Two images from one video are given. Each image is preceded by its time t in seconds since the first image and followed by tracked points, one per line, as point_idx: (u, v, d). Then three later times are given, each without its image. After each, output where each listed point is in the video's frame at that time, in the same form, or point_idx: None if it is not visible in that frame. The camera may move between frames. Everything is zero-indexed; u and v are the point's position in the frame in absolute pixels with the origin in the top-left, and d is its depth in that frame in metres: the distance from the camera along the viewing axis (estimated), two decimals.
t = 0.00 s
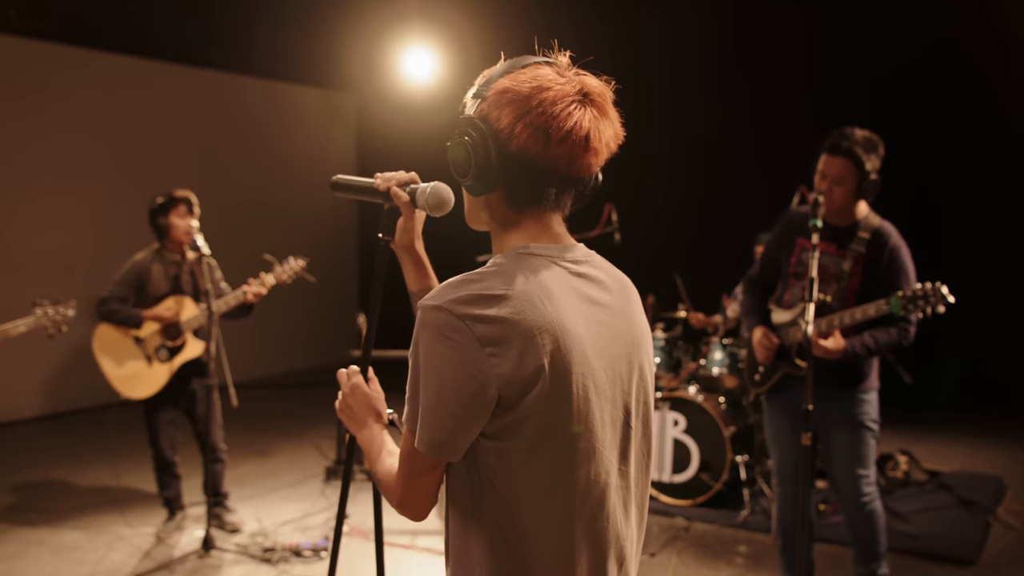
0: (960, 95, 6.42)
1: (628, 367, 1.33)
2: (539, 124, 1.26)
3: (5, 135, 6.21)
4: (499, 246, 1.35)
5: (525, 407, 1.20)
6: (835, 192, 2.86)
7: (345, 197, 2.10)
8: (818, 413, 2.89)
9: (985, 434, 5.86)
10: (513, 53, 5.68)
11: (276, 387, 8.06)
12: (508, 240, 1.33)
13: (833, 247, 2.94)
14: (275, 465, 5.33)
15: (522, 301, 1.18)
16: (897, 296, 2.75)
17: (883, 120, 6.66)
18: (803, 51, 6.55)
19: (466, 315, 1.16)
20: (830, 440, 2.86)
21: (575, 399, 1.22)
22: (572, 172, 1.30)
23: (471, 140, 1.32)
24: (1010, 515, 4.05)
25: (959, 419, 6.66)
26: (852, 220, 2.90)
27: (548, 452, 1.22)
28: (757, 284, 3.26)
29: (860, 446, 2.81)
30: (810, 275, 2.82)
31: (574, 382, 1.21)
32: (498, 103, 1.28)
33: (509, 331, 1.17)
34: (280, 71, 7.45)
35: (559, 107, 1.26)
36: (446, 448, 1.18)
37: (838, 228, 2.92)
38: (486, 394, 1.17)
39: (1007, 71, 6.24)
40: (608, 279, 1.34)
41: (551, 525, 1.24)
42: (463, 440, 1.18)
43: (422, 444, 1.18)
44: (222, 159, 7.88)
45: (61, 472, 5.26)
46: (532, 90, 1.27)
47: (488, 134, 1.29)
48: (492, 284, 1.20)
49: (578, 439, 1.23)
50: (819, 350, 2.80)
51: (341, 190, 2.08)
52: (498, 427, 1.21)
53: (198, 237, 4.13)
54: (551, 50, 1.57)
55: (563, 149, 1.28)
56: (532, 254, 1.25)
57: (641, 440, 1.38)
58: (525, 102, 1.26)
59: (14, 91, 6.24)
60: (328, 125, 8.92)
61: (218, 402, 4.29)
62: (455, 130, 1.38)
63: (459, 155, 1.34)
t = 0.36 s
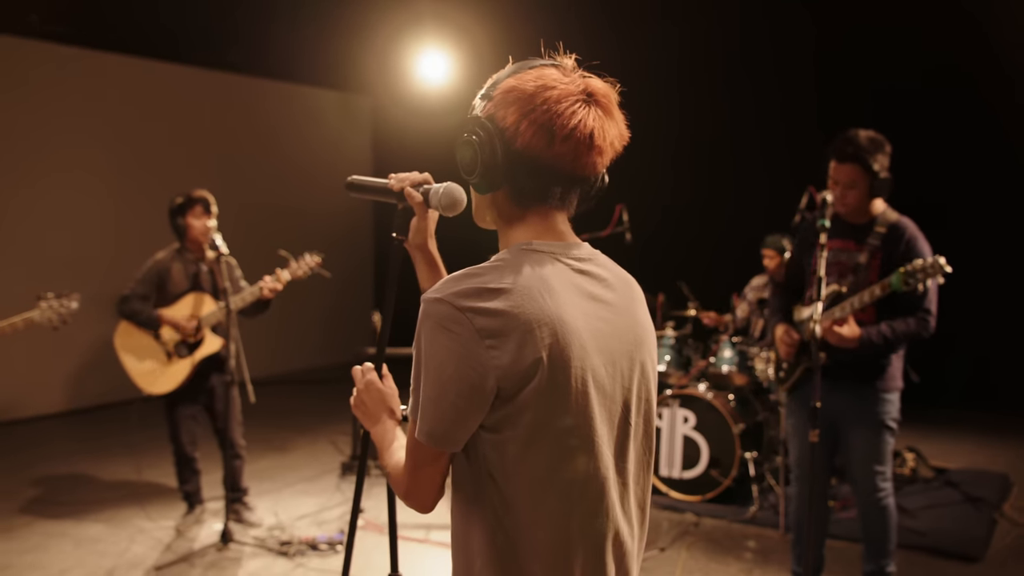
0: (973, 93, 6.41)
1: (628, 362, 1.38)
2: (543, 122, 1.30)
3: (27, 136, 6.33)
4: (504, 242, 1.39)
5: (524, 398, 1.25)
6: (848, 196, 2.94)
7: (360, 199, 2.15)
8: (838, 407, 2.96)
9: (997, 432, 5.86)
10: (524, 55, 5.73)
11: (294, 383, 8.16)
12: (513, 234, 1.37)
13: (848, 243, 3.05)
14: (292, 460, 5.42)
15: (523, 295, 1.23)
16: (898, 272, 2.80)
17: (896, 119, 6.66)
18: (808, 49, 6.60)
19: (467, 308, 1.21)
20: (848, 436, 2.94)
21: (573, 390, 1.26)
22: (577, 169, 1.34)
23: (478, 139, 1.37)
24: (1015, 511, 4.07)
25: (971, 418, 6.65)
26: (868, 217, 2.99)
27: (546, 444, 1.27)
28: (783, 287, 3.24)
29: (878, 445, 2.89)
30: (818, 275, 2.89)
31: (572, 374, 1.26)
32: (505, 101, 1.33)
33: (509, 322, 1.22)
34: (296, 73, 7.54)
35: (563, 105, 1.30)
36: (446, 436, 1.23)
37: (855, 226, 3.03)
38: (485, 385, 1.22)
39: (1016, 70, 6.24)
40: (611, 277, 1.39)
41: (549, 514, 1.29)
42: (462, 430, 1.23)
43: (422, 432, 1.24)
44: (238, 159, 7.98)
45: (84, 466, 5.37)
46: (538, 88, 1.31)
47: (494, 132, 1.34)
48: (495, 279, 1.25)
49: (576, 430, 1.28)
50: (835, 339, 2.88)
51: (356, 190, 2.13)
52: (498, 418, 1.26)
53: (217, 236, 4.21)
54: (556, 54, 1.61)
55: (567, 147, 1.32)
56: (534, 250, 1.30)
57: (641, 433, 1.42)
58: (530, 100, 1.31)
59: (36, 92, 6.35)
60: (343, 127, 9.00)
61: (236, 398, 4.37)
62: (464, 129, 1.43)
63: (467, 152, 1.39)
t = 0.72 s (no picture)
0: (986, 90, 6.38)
1: (630, 359, 1.42)
2: (556, 110, 1.33)
3: (42, 136, 6.40)
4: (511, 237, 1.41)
5: (526, 394, 1.29)
6: (863, 198, 2.99)
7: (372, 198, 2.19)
8: (863, 403, 3.02)
9: (1007, 429, 5.85)
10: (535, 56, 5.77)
11: (308, 381, 8.24)
12: (522, 227, 1.40)
13: (870, 242, 3.11)
14: (306, 456, 5.49)
15: (525, 294, 1.27)
16: (914, 270, 2.89)
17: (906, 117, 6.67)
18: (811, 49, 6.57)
19: (471, 306, 1.26)
20: (870, 431, 3.00)
21: (574, 387, 1.30)
22: (586, 159, 1.36)
23: (491, 128, 1.39)
24: (1020, 507, 4.08)
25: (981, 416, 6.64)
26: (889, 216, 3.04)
27: (547, 440, 1.31)
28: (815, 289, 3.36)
29: (897, 441, 2.95)
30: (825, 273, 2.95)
31: (572, 371, 1.30)
32: (519, 90, 1.36)
33: (511, 320, 1.26)
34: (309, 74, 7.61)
35: (576, 96, 1.32)
36: (449, 431, 1.28)
37: (877, 226, 3.08)
38: (488, 381, 1.26)
39: None
40: (614, 275, 1.42)
41: (550, 507, 1.33)
42: (465, 426, 1.28)
43: (426, 427, 1.29)
44: (253, 159, 8.06)
45: (103, 461, 5.45)
46: (552, 78, 1.34)
47: (507, 121, 1.37)
48: (499, 276, 1.29)
49: (577, 426, 1.32)
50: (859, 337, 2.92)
51: (369, 190, 2.17)
52: (501, 413, 1.31)
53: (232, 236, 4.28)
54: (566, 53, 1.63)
55: (579, 136, 1.34)
56: (538, 249, 1.34)
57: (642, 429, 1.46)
58: (544, 89, 1.33)
59: (54, 93, 6.43)
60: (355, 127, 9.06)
61: (251, 395, 4.43)
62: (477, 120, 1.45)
63: (479, 142, 1.41)
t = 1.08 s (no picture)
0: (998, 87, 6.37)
1: (639, 353, 1.47)
2: (561, 116, 1.36)
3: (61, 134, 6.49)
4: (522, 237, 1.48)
5: (538, 388, 1.34)
6: (875, 199, 3.03)
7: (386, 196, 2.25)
8: (879, 395, 3.07)
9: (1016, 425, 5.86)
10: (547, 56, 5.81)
11: (322, 375, 8.33)
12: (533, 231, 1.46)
13: (887, 242, 3.16)
14: (320, 449, 5.57)
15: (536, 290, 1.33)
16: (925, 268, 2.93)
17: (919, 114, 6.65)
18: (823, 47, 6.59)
19: (484, 301, 1.31)
20: (887, 423, 3.04)
21: (585, 379, 1.36)
22: (594, 160, 1.40)
23: (500, 134, 1.45)
24: None
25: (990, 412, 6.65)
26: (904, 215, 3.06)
27: (558, 433, 1.36)
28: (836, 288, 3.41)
29: (912, 435, 2.98)
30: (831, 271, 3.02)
31: (583, 364, 1.35)
32: (527, 97, 1.40)
33: (523, 315, 1.31)
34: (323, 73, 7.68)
35: (581, 101, 1.36)
36: (462, 424, 1.32)
37: (894, 224, 3.11)
38: (499, 376, 1.32)
39: None
40: (624, 272, 1.48)
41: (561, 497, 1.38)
42: (478, 420, 1.33)
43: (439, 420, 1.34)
44: (268, 156, 8.14)
45: (123, 454, 5.55)
46: (557, 83, 1.38)
47: (515, 127, 1.42)
48: (511, 272, 1.34)
49: (588, 417, 1.38)
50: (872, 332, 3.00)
51: (382, 188, 2.22)
52: (514, 407, 1.36)
53: (249, 234, 4.35)
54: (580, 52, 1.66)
55: (586, 139, 1.38)
56: (548, 247, 1.39)
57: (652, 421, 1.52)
58: (550, 94, 1.37)
59: (74, 92, 6.52)
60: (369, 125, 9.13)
61: (267, 388, 4.51)
62: (489, 124, 1.51)
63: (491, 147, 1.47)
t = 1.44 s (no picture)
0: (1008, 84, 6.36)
1: (659, 347, 1.50)
2: (582, 132, 1.40)
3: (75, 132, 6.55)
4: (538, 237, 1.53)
5: (562, 382, 1.38)
6: (886, 197, 3.06)
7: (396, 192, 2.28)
8: (887, 389, 3.10)
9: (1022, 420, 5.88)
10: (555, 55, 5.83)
11: (332, 370, 8.40)
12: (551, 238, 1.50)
13: (898, 238, 3.16)
14: (330, 443, 5.63)
15: (558, 287, 1.37)
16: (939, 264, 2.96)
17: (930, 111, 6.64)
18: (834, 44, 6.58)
19: (507, 299, 1.35)
20: (893, 416, 3.08)
21: (607, 373, 1.39)
22: (612, 170, 1.44)
23: (516, 144, 1.47)
24: None
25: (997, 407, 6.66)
26: (915, 212, 3.09)
27: (582, 426, 1.40)
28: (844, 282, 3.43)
29: (916, 429, 3.02)
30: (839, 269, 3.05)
31: (604, 359, 1.39)
32: (545, 109, 1.42)
33: (545, 311, 1.35)
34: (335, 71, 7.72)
35: (602, 115, 1.39)
36: (489, 418, 1.37)
37: (904, 221, 3.13)
38: (525, 371, 1.36)
39: None
40: (641, 268, 1.51)
41: (585, 489, 1.42)
42: (504, 415, 1.37)
43: (467, 415, 1.38)
44: (279, 154, 8.20)
45: (137, 447, 5.62)
46: (577, 97, 1.40)
47: (533, 137, 1.44)
48: (533, 270, 1.38)
49: (610, 410, 1.41)
50: (883, 330, 2.99)
51: (393, 185, 2.26)
52: (540, 401, 1.39)
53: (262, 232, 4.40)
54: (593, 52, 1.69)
55: (607, 151, 1.42)
56: (567, 245, 1.43)
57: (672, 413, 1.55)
58: (571, 109, 1.40)
59: (88, 90, 6.57)
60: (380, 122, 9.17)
61: (279, 382, 4.56)
62: (504, 128, 1.53)
63: (507, 153, 1.50)
